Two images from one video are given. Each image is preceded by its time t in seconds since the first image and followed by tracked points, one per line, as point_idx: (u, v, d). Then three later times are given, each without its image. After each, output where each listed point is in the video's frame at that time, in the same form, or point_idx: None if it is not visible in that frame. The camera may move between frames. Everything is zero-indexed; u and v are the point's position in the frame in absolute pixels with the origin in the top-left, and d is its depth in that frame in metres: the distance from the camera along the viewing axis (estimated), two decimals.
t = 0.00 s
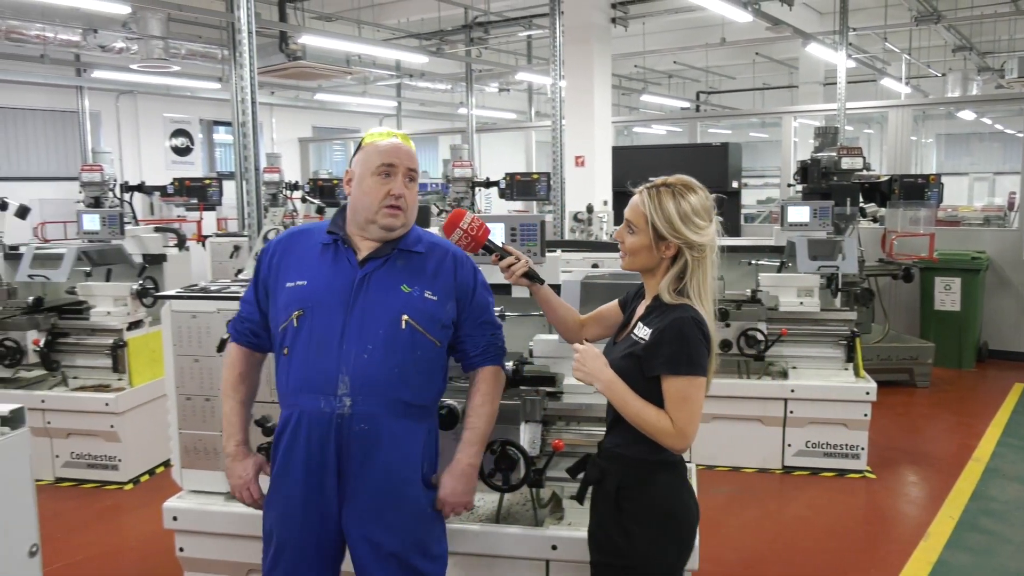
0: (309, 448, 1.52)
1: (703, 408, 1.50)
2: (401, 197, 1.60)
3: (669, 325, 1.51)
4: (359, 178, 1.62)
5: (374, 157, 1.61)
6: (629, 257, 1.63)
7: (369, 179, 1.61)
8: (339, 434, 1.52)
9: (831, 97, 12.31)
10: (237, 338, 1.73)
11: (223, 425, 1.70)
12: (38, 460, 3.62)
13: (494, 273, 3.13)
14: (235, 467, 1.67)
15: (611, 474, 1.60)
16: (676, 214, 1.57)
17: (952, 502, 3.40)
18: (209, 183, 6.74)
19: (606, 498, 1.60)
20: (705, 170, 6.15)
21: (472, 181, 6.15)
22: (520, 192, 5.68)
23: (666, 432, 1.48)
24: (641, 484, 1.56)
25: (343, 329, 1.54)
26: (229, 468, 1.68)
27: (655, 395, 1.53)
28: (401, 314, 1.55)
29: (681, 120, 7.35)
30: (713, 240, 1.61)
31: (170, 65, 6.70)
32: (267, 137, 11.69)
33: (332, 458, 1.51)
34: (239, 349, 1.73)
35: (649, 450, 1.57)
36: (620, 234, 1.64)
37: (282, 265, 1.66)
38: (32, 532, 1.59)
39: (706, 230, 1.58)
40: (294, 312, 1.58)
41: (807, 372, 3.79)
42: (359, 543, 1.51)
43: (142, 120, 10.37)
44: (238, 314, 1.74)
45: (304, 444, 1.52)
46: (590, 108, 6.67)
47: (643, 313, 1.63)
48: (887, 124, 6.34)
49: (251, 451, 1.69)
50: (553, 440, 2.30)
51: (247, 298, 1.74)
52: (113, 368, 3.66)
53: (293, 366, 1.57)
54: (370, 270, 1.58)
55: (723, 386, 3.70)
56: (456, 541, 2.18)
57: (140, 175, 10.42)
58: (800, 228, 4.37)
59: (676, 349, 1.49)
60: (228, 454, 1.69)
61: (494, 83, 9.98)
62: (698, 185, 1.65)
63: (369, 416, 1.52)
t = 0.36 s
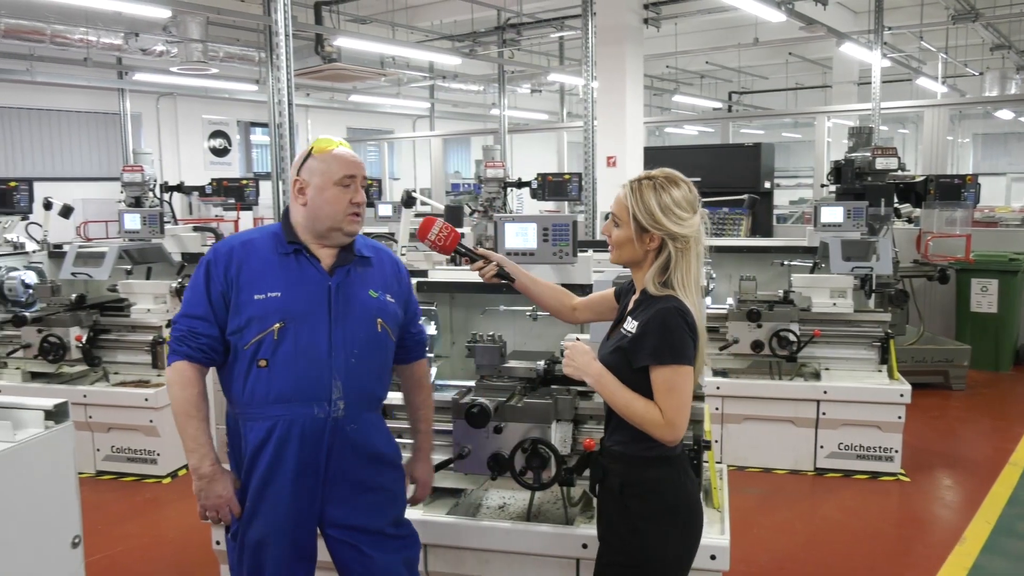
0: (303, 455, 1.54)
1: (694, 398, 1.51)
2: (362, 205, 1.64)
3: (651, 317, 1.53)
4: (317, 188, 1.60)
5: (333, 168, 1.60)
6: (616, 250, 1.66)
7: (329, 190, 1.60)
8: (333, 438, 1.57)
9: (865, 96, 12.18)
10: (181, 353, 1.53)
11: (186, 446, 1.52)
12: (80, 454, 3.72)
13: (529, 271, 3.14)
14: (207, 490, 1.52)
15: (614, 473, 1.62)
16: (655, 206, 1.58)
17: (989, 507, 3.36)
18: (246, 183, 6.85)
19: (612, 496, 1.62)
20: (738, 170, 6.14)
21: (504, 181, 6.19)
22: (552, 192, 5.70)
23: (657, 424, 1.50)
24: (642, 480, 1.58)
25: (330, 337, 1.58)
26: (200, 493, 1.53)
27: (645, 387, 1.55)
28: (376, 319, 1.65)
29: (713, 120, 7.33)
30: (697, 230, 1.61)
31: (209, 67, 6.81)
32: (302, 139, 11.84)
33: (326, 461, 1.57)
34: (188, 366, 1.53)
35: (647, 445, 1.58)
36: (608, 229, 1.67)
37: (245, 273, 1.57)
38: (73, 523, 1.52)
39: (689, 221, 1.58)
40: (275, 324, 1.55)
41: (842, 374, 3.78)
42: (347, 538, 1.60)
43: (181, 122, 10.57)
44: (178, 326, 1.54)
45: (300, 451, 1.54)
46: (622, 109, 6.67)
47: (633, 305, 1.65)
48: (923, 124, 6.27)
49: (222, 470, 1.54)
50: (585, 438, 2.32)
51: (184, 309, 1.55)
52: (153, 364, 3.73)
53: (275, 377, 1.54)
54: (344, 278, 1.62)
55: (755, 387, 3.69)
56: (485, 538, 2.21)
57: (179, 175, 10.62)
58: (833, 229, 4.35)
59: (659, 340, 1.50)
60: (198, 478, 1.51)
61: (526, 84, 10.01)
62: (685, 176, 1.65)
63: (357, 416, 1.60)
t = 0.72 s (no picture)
0: (339, 435, 1.67)
1: (716, 391, 1.51)
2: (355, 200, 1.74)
3: (668, 315, 1.52)
4: (317, 188, 1.67)
5: (332, 167, 1.68)
6: (626, 248, 1.65)
7: (330, 189, 1.68)
8: (357, 416, 1.71)
9: (901, 95, 12.00)
10: (201, 359, 1.54)
11: (215, 449, 1.53)
12: (116, 449, 3.78)
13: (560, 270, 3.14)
14: (244, 487, 1.55)
15: (632, 465, 1.60)
16: (663, 205, 1.56)
17: None
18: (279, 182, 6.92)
19: (630, 489, 1.60)
20: (770, 170, 6.10)
21: (534, 181, 6.19)
22: (582, 192, 5.68)
23: (684, 418, 1.49)
24: (661, 471, 1.57)
25: (348, 324, 1.71)
26: (240, 493, 1.55)
27: (667, 383, 1.55)
28: (372, 305, 1.82)
29: (745, 119, 7.27)
30: (706, 227, 1.59)
31: (243, 68, 6.88)
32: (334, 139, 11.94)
33: (354, 438, 1.71)
34: (208, 369, 1.55)
35: (664, 438, 1.58)
36: (617, 227, 1.66)
37: (259, 274, 1.62)
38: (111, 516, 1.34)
39: (696, 218, 1.57)
40: (299, 318, 1.63)
41: (875, 377, 3.73)
42: (368, 507, 1.75)
43: (215, 121, 10.71)
44: (194, 333, 1.55)
45: (335, 432, 1.66)
46: (653, 108, 6.64)
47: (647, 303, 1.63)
48: (960, 122, 6.17)
49: (253, 466, 1.58)
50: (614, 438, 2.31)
51: (194, 315, 1.56)
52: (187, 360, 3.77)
53: (303, 369, 1.63)
54: (343, 270, 1.76)
55: (787, 389, 3.65)
56: (514, 538, 2.21)
57: (214, 175, 10.76)
58: (868, 230, 4.26)
59: (681, 337, 1.50)
60: (234, 476, 1.54)
61: (556, 84, 10.00)
62: (691, 174, 1.64)
63: (371, 394, 1.76)
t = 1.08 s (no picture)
0: (358, 425, 1.71)
1: (717, 382, 1.52)
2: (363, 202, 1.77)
3: (670, 313, 1.52)
4: (330, 189, 1.70)
5: (343, 169, 1.71)
6: (625, 245, 1.64)
7: (341, 190, 1.71)
8: (373, 405, 1.75)
9: (925, 94, 11.86)
10: (219, 354, 1.56)
11: (228, 439, 1.57)
12: (140, 446, 3.82)
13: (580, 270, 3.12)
14: (259, 474, 1.59)
15: (635, 457, 1.59)
16: (662, 203, 1.56)
17: None
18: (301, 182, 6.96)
19: (634, 481, 1.59)
20: (793, 169, 6.07)
21: (554, 181, 6.18)
22: (603, 192, 5.67)
23: (686, 409, 1.49)
24: (664, 462, 1.56)
25: (363, 318, 1.75)
26: (256, 480, 1.59)
27: (668, 376, 1.54)
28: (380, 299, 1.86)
29: (767, 119, 7.24)
30: (702, 227, 1.59)
31: (265, 69, 6.93)
32: (354, 139, 11.99)
33: (370, 427, 1.75)
34: (225, 364, 1.56)
35: (666, 432, 1.57)
36: (617, 224, 1.65)
37: (277, 271, 1.64)
38: (135, 512, 1.33)
39: (694, 218, 1.57)
40: (318, 313, 1.66)
41: (898, 379, 3.69)
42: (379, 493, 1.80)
43: (237, 121, 10.79)
44: (213, 330, 1.56)
45: (354, 422, 1.70)
46: (674, 107, 6.61)
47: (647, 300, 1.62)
48: (986, 121, 6.09)
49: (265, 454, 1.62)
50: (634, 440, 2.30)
51: (211, 312, 1.57)
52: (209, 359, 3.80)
53: (324, 362, 1.66)
54: (353, 265, 1.79)
55: (809, 390, 3.62)
56: (533, 538, 2.21)
57: (235, 175, 10.85)
58: (890, 229, 4.26)
59: (684, 331, 1.50)
60: (246, 465, 1.58)
61: (576, 83, 9.98)
62: (689, 175, 1.64)
63: (384, 384, 1.80)
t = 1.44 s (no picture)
0: (356, 419, 1.72)
1: (722, 373, 1.52)
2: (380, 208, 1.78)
3: (667, 310, 1.52)
4: (353, 193, 1.71)
5: (368, 176, 1.72)
6: (621, 244, 1.64)
7: (363, 197, 1.72)
8: (370, 402, 1.77)
9: (945, 93, 11.75)
10: (239, 339, 1.57)
11: (239, 422, 1.57)
12: (158, 443, 3.85)
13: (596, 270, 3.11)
14: (262, 459, 1.59)
15: (642, 452, 1.58)
16: (654, 200, 1.56)
17: None
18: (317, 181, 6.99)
19: (640, 478, 1.57)
20: (810, 170, 6.04)
21: (570, 180, 6.17)
22: (618, 191, 5.66)
23: (695, 402, 1.49)
24: (671, 455, 1.56)
25: (367, 317, 1.77)
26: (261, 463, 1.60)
27: (670, 371, 1.54)
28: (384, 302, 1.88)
29: (784, 119, 7.20)
30: (695, 224, 1.58)
31: (282, 69, 6.95)
32: (370, 138, 12.03)
33: (365, 423, 1.76)
34: (243, 349, 1.58)
35: (674, 425, 1.56)
36: (613, 222, 1.66)
37: (292, 264, 1.66)
38: (154, 508, 1.27)
39: (684, 215, 1.56)
40: (326, 309, 1.68)
41: (917, 380, 3.65)
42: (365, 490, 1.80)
43: (254, 122, 10.84)
44: (230, 313, 1.57)
45: (352, 416, 1.71)
46: (691, 106, 6.59)
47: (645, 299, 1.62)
48: (1007, 120, 6.03)
49: (273, 440, 1.62)
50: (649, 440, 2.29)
51: (232, 298, 1.59)
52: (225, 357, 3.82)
53: (329, 355, 1.68)
54: (362, 267, 1.81)
55: (826, 391, 3.60)
56: (548, 537, 2.20)
57: (252, 175, 10.90)
58: (909, 230, 4.23)
59: (686, 327, 1.50)
60: (253, 451, 1.58)
61: (592, 82, 9.95)
62: (682, 175, 1.64)
63: (381, 383, 1.82)
